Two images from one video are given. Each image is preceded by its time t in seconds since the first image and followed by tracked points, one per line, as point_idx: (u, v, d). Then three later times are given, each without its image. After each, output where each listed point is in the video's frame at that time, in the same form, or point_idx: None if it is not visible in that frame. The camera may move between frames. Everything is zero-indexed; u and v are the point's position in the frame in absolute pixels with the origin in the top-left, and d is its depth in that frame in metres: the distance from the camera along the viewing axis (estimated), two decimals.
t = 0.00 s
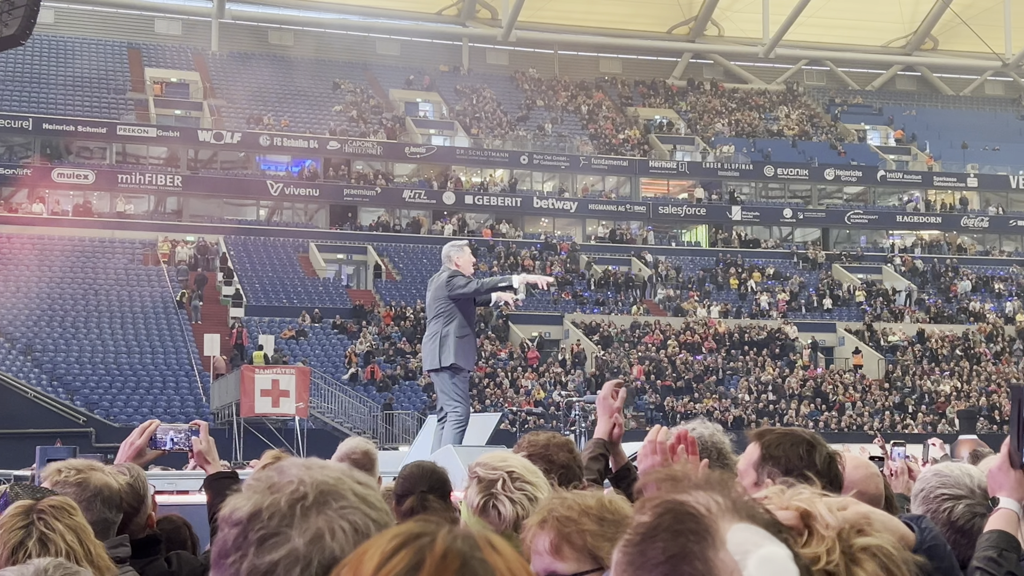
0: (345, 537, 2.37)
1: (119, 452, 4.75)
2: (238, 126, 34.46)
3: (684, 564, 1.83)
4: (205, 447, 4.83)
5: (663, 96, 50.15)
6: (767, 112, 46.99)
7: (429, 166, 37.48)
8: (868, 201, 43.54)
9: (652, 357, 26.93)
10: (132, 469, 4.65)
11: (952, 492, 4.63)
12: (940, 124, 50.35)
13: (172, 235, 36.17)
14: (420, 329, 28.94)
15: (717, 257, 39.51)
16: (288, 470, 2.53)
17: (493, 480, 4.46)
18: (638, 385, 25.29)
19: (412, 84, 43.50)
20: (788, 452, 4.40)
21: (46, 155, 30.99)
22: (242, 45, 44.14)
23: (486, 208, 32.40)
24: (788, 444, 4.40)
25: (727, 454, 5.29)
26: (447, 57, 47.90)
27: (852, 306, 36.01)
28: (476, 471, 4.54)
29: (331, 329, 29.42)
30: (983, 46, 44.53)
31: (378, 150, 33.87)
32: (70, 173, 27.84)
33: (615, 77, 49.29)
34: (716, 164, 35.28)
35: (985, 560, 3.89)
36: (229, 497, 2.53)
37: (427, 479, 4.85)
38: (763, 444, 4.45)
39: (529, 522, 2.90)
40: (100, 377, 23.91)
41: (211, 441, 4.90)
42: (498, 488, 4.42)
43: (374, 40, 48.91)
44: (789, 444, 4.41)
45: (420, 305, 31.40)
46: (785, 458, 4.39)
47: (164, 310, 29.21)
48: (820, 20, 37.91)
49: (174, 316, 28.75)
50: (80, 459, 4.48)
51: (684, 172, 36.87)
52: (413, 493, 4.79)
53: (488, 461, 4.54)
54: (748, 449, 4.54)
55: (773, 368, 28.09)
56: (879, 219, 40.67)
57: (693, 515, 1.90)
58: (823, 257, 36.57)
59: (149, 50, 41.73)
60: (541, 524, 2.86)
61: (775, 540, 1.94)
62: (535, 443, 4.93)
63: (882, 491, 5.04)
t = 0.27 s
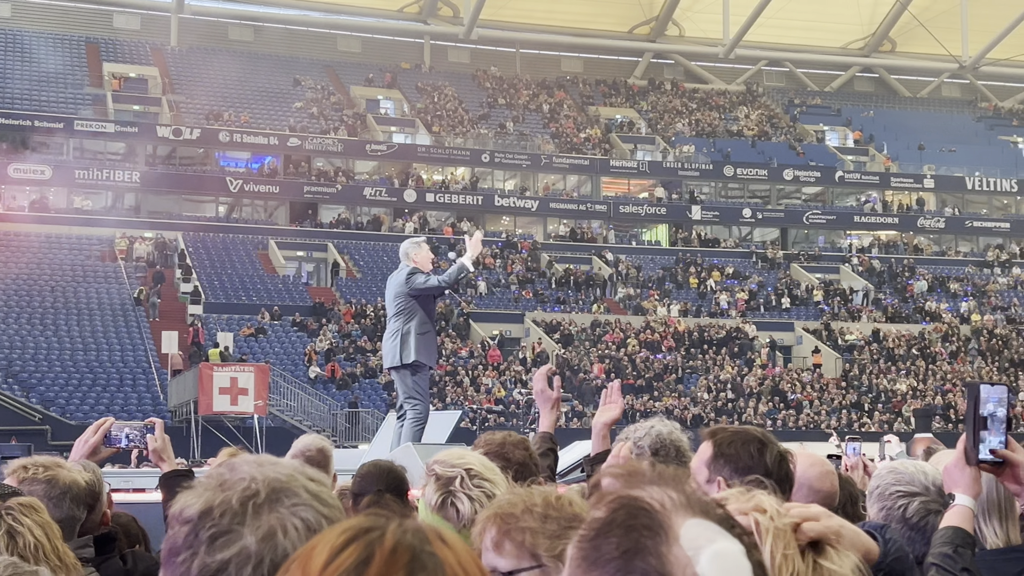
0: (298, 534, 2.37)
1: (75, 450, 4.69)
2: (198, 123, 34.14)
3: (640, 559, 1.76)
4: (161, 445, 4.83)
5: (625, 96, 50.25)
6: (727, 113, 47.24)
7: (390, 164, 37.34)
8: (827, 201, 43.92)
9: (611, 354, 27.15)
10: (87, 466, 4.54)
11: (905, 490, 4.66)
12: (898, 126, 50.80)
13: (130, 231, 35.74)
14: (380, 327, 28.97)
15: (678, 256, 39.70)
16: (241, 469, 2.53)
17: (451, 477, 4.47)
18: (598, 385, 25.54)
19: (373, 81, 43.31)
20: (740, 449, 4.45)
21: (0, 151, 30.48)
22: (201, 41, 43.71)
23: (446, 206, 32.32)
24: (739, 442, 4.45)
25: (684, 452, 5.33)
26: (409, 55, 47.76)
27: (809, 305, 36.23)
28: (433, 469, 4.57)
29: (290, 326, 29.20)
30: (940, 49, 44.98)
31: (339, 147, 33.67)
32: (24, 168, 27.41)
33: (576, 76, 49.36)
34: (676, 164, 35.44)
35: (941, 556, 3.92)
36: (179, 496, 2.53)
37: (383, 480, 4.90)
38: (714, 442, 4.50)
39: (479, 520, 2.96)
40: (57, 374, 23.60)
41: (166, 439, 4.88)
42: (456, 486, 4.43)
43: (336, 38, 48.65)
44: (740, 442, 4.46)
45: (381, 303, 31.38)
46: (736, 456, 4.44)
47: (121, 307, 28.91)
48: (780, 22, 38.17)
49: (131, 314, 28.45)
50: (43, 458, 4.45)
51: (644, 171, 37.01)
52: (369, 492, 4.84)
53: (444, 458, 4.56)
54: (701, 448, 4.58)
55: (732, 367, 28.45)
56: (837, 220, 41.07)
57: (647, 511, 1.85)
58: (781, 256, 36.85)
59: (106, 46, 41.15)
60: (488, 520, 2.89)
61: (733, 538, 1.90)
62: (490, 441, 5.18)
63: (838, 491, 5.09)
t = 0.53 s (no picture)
0: (221, 535, 2.74)
1: None
2: (124, 116, 33.22)
3: (571, 556, 1.99)
4: (86, 443, 4.78)
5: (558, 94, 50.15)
6: (658, 112, 47.44)
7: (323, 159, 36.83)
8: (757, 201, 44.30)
9: (543, 353, 27.49)
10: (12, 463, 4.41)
11: (831, 485, 4.63)
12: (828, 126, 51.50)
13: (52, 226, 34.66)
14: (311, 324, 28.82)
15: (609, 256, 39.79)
16: (163, 474, 2.90)
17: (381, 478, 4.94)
18: (530, 384, 25.84)
19: (304, 75, 42.75)
20: (670, 445, 4.53)
21: None
22: (124, 32, 42.46)
23: (379, 204, 32.12)
24: (670, 437, 4.54)
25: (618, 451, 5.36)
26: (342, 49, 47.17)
27: (738, 304, 36.46)
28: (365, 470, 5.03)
29: (219, 324, 29.18)
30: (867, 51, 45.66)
31: (269, 143, 33.04)
32: None
33: (509, 74, 49.13)
34: (608, 164, 35.52)
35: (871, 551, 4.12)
36: (103, 499, 2.88)
37: (313, 478, 4.87)
38: (646, 438, 4.58)
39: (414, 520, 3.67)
40: None
41: (92, 436, 4.83)
42: (387, 487, 4.89)
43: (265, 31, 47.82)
44: (671, 438, 4.55)
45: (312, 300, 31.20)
46: (668, 451, 4.52)
47: (45, 305, 28.17)
48: (711, 25, 38.41)
49: (55, 310, 27.85)
50: None
51: (577, 171, 37.04)
52: (298, 490, 4.81)
53: (374, 461, 5.06)
54: (632, 444, 4.67)
55: (661, 365, 29.04)
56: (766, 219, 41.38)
57: (579, 507, 2.07)
58: (711, 255, 37.12)
59: (23, 36, 39.75)
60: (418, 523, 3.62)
61: (661, 534, 2.16)
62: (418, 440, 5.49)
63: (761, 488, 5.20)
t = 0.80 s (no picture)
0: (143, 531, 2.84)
1: None
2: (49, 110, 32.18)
3: (508, 553, 2.04)
4: (11, 442, 4.68)
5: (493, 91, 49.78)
6: (593, 111, 47.32)
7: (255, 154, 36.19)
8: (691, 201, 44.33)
9: (476, 349, 27.63)
10: None
11: (759, 482, 4.55)
12: (760, 126, 51.85)
13: None
14: (241, 320, 28.55)
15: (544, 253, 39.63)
16: (85, 475, 2.98)
17: (315, 475, 4.90)
18: (465, 380, 26.01)
19: (235, 68, 41.97)
20: (602, 443, 4.46)
21: None
22: (45, 22, 41.12)
23: (312, 200, 31.74)
24: (602, 434, 4.47)
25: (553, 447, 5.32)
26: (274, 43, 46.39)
27: (671, 302, 36.50)
28: (298, 467, 4.95)
29: (148, 320, 28.82)
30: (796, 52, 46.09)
31: (200, 137, 32.33)
32: None
33: (443, 71, 48.67)
34: (544, 161, 35.38)
35: (802, 548, 4.11)
36: (19, 500, 2.93)
37: (241, 478, 4.85)
38: (578, 435, 4.51)
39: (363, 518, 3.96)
40: None
41: (16, 434, 4.74)
42: (321, 484, 4.82)
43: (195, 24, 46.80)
44: (603, 436, 4.48)
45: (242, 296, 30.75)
46: (599, 449, 4.45)
47: None
48: (646, 23, 38.28)
49: None
50: None
51: (511, 168, 36.83)
52: (226, 489, 4.78)
53: (309, 458, 4.99)
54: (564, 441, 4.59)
55: (595, 363, 29.05)
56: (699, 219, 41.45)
57: (514, 507, 2.14)
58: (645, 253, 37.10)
59: None
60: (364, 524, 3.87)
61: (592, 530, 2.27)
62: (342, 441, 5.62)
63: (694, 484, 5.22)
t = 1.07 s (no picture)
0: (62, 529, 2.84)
1: None
2: None
3: (438, 551, 1.76)
4: None
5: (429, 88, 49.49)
6: (528, 108, 47.20)
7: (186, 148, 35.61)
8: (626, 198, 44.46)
9: (411, 345, 27.43)
10: None
11: (686, 478, 4.58)
12: (693, 124, 52.09)
13: None
14: (173, 316, 28.14)
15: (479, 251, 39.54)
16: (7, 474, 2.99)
17: (248, 473, 4.65)
18: (401, 376, 25.85)
19: (166, 62, 41.27)
20: (527, 437, 4.50)
21: None
22: None
23: (246, 195, 31.21)
24: (527, 430, 4.51)
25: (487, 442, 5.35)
26: (207, 37, 45.69)
27: (606, 298, 36.60)
28: (230, 465, 4.72)
29: (77, 316, 28.30)
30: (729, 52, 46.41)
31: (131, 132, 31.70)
32: None
33: (378, 67, 48.30)
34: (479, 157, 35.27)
35: (731, 542, 3.98)
36: None
37: (170, 477, 4.82)
38: (505, 431, 4.55)
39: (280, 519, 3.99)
40: None
41: None
42: (255, 483, 4.60)
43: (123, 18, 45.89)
44: (528, 431, 4.52)
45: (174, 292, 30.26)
46: (524, 444, 4.50)
47: None
48: (579, 18, 38.20)
49: None
50: None
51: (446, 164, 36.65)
52: (153, 489, 4.73)
53: (242, 456, 4.75)
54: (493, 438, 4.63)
55: (530, 358, 29.07)
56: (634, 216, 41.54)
57: (449, 503, 1.85)
58: (579, 249, 37.14)
59: None
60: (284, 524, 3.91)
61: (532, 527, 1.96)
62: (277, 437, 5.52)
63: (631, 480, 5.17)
